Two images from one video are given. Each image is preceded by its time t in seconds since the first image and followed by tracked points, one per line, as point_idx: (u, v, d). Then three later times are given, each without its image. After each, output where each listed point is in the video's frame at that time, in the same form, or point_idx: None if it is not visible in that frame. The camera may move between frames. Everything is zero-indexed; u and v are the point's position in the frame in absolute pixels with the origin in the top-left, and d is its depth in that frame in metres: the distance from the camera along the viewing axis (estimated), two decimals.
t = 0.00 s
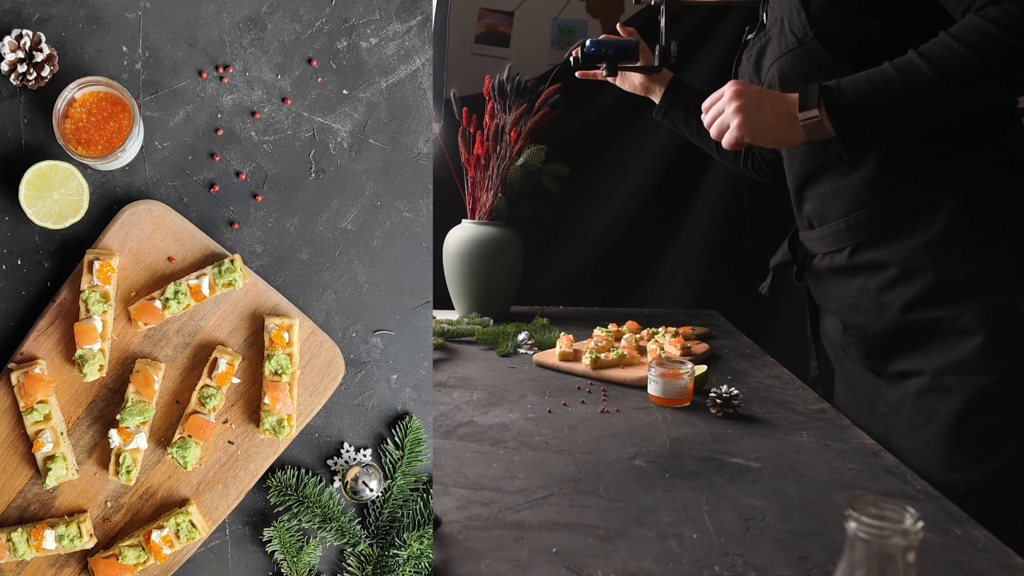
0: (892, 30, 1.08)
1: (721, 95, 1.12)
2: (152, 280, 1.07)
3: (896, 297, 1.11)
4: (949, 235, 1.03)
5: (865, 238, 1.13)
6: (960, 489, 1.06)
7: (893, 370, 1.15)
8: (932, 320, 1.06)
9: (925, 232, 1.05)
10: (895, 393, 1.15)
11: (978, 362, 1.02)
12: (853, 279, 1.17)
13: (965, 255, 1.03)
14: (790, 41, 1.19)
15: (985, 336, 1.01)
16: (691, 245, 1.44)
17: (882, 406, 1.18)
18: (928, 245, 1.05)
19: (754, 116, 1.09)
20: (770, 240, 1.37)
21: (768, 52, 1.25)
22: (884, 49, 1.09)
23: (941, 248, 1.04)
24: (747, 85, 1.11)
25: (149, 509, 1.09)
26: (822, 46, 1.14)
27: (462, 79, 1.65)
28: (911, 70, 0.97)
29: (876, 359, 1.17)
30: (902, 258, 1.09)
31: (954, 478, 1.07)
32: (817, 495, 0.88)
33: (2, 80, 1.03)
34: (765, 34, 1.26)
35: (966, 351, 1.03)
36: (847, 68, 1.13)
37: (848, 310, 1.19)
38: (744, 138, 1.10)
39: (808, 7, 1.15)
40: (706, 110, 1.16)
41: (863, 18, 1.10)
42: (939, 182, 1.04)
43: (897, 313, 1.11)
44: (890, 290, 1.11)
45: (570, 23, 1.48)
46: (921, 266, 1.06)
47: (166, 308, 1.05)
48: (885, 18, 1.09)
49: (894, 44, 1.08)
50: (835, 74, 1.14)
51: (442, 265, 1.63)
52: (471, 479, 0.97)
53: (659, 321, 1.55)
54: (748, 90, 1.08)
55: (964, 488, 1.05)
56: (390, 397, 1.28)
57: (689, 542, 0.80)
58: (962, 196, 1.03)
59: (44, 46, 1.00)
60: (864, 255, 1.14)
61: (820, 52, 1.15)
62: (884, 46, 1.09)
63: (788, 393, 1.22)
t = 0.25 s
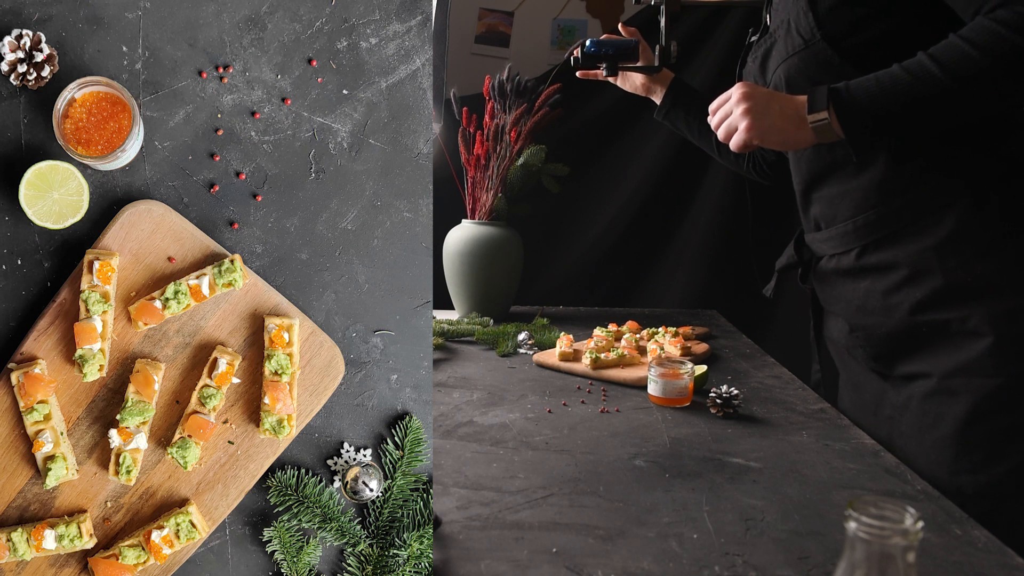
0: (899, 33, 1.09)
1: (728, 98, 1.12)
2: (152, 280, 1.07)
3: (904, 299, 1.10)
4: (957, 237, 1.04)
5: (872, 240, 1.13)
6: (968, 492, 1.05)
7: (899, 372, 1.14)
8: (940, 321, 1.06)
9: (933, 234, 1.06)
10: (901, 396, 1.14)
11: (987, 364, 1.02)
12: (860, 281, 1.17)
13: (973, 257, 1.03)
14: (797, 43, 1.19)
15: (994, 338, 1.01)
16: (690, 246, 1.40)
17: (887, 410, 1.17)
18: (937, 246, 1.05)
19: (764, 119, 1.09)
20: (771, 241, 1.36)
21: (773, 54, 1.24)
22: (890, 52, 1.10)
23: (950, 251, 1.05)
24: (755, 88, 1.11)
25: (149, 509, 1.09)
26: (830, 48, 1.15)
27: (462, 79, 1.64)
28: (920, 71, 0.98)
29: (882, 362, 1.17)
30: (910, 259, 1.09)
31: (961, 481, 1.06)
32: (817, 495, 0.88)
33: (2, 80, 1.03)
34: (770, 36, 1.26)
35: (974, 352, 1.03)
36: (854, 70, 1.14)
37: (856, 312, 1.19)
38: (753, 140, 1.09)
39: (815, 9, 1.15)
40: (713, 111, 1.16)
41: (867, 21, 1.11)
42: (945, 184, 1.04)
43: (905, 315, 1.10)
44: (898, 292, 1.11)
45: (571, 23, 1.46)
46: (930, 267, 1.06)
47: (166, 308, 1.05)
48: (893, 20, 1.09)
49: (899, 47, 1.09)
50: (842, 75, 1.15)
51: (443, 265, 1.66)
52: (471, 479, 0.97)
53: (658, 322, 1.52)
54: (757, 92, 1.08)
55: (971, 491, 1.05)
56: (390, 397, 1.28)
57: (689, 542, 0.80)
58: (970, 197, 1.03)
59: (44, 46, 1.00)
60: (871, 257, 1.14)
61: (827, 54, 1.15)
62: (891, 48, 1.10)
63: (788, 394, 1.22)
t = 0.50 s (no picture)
0: (909, 35, 1.08)
1: (739, 103, 1.12)
2: (152, 280, 1.07)
3: (913, 300, 1.10)
4: (967, 239, 1.03)
5: (881, 241, 1.12)
6: (977, 495, 1.04)
7: (907, 374, 1.13)
8: (949, 323, 1.07)
9: (943, 235, 1.05)
10: (908, 399, 1.13)
11: (997, 366, 1.02)
12: (869, 283, 1.16)
13: (984, 258, 1.03)
14: (806, 45, 1.19)
15: (1005, 339, 1.01)
16: (690, 247, 1.39)
17: (893, 412, 1.16)
18: (947, 248, 1.05)
19: (774, 124, 1.08)
20: (773, 243, 1.33)
21: (781, 56, 1.24)
22: (900, 54, 1.09)
23: (959, 252, 1.04)
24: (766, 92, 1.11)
25: (149, 509, 1.09)
26: (839, 51, 1.15)
27: (463, 79, 1.64)
28: (933, 75, 0.97)
29: (890, 364, 1.15)
30: (919, 261, 1.08)
31: (971, 483, 1.05)
32: (818, 495, 0.88)
33: (3, 80, 1.03)
34: (778, 39, 1.26)
35: (985, 354, 1.03)
36: (863, 72, 1.14)
37: (863, 313, 1.17)
38: (763, 145, 1.09)
39: (825, 11, 1.15)
40: (722, 116, 1.16)
41: (878, 23, 1.11)
42: (951, 187, 1.04)
43: (914, 317, 1.10)
44: (908, 293, 1.10)
45: (571, 23, 1.46)
46: (939, 269, 1.06)
47: (166, 308, 1.05)
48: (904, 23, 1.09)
49: (910, 49, 1.08)
50: (851, 78, 1.14)
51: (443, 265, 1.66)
52: (471, 479, 0.97)
53: (658, 322, 1.50)
54: (767, 97, 1.08)
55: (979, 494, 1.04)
56: (390, 397, 1.28)
57: (689, 542, 0.80)
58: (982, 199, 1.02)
59: (44, 46, 1.00)
60: (880, 258, 1.13)
61: (836, 57, 1.15)
62: (901, 51, 1.09)
63: (788, 394, 1.22)
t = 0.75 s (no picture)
0: (914, 37, 1.08)
1: (747, 102, 1.12)
2: (152, 280, 1.07)
3: (918, 300, 1.09)
4: (972, 239, 1.02)
5: (886, 242, 1.12)
6: (982, 495, 1.02)
7: (910, 375, 1.13)
8: (954, 323, 1.05)
9: (948, 236, 1.04)
10: (911, 399, 1.13)
11: (1001, 367, 1.00)
12: (874, 282, 1.17)
13: (991, 259, 1.01)
14: (812, 46, 1.19)
15: (1009, 339, 0.99)
16: (690, 248, 1.42)
17: (896, 413, 1.16)
18: (952, 248, 1.04)
19: (782, 125, 1.08)
20: (773, 242, 1.37)
21: (787, 57, 1.24)
22: (906, 56, 1.09)
23: (965, 252, 1.03)
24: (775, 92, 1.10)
25: (149, 509, 1.09)
26: (846, 51, 1.14)
27: (462, 79, 1.66)
28: (941, 76, 0.97)
29: (893, 364, 1.16)
30: (924, 261, 1.07)
31: (975, 484, 1.03)
32: (818, 495, 0.88)
33: (2, 80, 1.03)
34: (783, 39, 1.26)
35: (990, 354, 1.01)
36: (870, 74, 1.13)
37: (868, 313, 1.19)
38: (772, 145, 1.09)
39: (831, 12, 1.15)
40: (730, 115, 1.16)
41: (886, 24, 1.10)
42: (957, 188, 1.03)
43: (919, 317, 1.10)
44: (912, 293, 1.10)
45: (571, 23, 1.47)
46: (944, 269, 1.05)
47: (166, 307, 1.05)
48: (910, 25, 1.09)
49: (916, 51, 1.08)
50: (858, 79, 1.14)
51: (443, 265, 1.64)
52: (471, 479, 0.97)
53: (658, 321, 1.54)
54: (776, 97, 1.08)
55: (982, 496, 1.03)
56: (390, 397, 1.28)
57: (689, 542, 0.80)
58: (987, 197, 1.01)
59: (44, 46, 1.00)
60: (885, 258, 1.14)
61: (842, 57, 1.15)
62: (907, 54, 1.09)
63: (788, 394, 1.22)
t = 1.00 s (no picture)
0: (916, 37, 1.08)
1: (749, 102, 1.10)
2: (152, 280, 1.07)
3: (918, 300, 1.09)
4: (972, 239, 1.02)
5: (885, 241, 1.12)
6: (981, 494, 1.01)
7: (910, 374, 1.13)
8: (954, 323, 1.05)
9: (948, 236, 1.04)
10: (911, 398, 1.13)
11: (1001, 367, 1.00)
12: (873, 282, 1.16)
13: (991, 259, 1.01)
14: (813, 46, 1.19)
15: (1009, 339, 0.99)
16: (689, 248, 1.44)
17: (896, 412, 1.16)
18: (952, 248, 1.04)
19: (785, 124, 1.06)
20: (776, 240, 1.38)
21: (788, 57, 1.24)
22: (907, 56, 1.09)
23: (965, 252, 1.03)
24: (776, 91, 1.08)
25: (149, 509, 1.09)
26: (846, 51, 1.14)
27: (463, 79, 1.66)
28: (944, 76, 0.96)
29: (893, 363, 1.16)
30: (924, 261, 1.07)
31: (975, 483, 1.02)
32: (818, 495, 0.88)
33: (2, 80, 1.03)
34: (783, 40, 1.26)
35: (990, 354, 1.01)
36: (870, 74, 1.13)
37: (867, 313, 1.18)
38: (774, 144, 1.07)
39: (832, 12, 1.14)
40: (733, 116, 1.15)
41: (887, 24, 1.10)
42: (957, 189, 1.03)
43: (919, 316, 1.09)
44: (912, 293, 1.10)
45: (570, 23, 1.49)
46: (944, 269, 1.05)
47: (166, 308, 1.05)
48: (911, 26, 1.09)
49: (918, 51, 1.08)
50: (859, 80, 1.14)
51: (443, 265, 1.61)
52: (471, 479, 0.97)
53: (658, 321, 1.57)
54: (778, 96, 1.06)
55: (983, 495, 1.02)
56: (390, 397, 1.28)
57: (689, 542, 0.80)
58: (987, 197, 1.02)
59: (44, 46, 1.00)
60: (885, 258, 1.13)
61: (843, 57, 1.15)
62: (908, 55, 1.09)
63: (788, 394, 1.22)
